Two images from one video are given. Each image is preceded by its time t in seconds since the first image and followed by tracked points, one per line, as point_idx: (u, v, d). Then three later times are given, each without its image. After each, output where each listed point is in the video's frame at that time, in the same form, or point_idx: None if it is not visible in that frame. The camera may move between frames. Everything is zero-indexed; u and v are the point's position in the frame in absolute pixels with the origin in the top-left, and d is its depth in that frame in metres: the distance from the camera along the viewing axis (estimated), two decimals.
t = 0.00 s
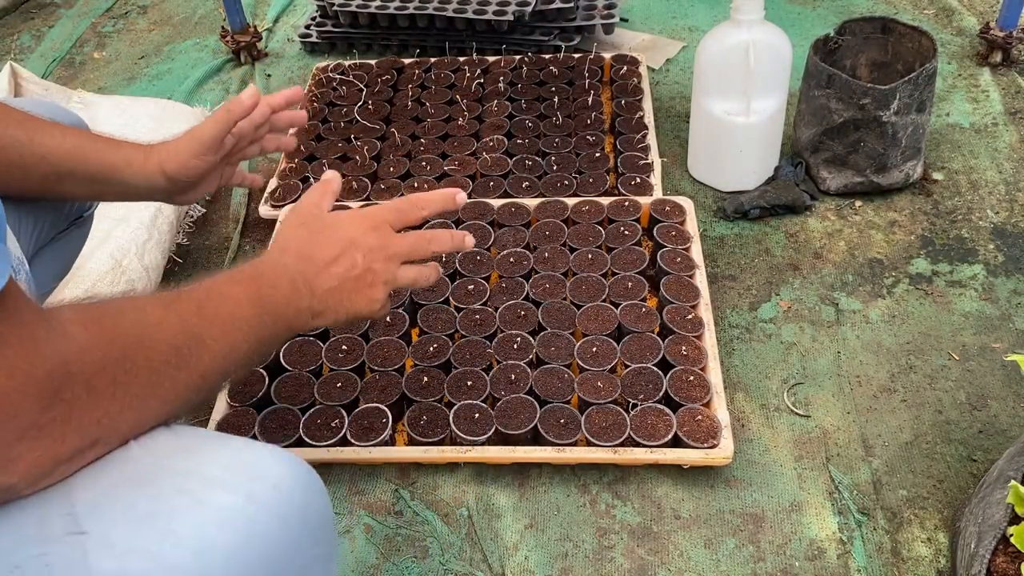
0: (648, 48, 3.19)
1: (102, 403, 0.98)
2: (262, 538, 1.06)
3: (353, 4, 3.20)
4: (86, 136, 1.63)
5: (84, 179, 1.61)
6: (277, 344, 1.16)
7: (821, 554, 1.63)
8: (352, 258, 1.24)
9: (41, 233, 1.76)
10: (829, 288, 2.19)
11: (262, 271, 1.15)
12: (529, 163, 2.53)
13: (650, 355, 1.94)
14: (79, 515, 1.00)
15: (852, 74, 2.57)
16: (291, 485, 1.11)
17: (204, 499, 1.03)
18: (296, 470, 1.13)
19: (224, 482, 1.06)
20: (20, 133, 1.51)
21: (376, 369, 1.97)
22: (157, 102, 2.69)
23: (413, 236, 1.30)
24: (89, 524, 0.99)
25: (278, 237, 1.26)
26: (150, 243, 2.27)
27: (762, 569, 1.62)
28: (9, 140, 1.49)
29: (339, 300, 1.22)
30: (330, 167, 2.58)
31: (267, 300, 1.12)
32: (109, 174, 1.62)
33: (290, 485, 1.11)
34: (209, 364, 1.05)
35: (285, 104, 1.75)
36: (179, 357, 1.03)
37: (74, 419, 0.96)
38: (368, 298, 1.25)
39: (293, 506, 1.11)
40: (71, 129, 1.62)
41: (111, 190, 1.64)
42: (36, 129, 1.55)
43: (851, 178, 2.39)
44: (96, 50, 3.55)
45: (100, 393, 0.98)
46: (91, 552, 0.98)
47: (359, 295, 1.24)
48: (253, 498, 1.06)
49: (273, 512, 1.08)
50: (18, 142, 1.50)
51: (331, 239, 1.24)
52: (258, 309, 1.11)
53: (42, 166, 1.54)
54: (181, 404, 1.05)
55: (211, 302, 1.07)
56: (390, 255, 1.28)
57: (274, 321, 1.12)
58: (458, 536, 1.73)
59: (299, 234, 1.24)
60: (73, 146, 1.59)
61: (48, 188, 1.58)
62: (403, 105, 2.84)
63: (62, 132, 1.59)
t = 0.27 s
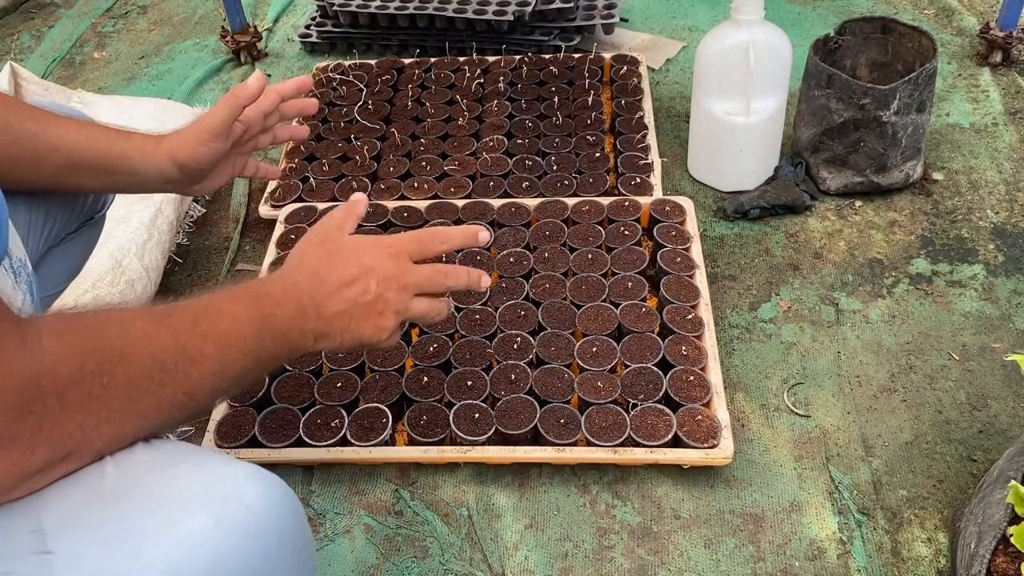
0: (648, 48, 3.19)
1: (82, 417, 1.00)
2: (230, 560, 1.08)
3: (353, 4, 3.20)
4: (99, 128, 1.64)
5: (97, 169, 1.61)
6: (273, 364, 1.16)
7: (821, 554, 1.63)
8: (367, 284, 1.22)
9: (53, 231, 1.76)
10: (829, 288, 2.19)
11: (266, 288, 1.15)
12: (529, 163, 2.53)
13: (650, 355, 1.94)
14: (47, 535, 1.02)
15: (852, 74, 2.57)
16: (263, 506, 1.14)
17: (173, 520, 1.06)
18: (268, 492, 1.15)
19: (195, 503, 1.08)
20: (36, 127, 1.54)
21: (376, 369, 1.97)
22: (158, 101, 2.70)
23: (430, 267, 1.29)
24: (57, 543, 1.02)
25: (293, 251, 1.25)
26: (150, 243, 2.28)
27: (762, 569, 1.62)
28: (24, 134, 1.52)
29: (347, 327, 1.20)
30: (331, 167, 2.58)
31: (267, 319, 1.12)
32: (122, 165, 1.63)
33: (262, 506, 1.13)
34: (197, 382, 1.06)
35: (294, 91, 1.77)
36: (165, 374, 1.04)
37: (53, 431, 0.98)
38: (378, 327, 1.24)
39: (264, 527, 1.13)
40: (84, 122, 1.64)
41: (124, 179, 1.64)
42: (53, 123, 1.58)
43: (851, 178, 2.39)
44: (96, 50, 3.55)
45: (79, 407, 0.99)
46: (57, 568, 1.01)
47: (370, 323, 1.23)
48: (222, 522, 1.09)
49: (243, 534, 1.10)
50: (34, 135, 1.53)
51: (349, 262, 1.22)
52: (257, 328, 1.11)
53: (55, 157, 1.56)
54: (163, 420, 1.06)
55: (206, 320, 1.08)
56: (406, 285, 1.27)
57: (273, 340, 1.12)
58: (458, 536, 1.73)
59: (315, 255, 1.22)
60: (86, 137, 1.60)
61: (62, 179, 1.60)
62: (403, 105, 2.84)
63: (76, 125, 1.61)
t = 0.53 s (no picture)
0: (648, 48, 3.19)
1: (66, 418, 0.99)
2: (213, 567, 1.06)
3: (353, 4, 3.20)
4: (106, 134, 1.64)
5: (101, 174, 1.60)
6: (255, 365, 1.15)
7: (820, 554, 1.63)
8: (340, 285, 1.23)
9: (59, 233, 1.76)
10: (829, 288, 2.19)
11: (242, 289, 1.16)
12: (529, 163, 2.53)
13: (650, 355, 1.94)
14: (27, 543, 0.99)
15: (852, 74, 2.57)
16: (247, 512, 1.13)
17: (156, 526, 1.04)
18: (252, 500, 1.14)
19: (178, 510, 1.07)
20: (43, 131, 1.54)
21: (377, 369, 1.97)
22: (158, 101, 2.69)
23: (397, 271, 1.31)
24: (37, 552, 0.99)
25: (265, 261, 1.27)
26: (150, 243, 2.28)
27: (762, 569, 1.62)
28: (30, 136, 1.52)
29: (323, 326, 1.20)
30: (331, 167, 2.58)
31: (246, 317, 1.12)
32: (126, 172, 1.62)
33: (246, 512, 1.12)
34: (178, 382, 1.05)
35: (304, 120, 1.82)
36: (146, 374, 1.03)
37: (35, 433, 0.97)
38: (353, 327, 1.24)
39: (248, 533, 1.12)
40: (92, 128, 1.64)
41: (128, 186, 1.63)
42: (62, 128, 1.58)
43: (850, 178, 2.39)
44: (96, 50, 3.55)
45: (62, 408, 0.99)
46: None
47: (346, 322, 1.23)
48: (205, 528, 1.07)
49: (227, 540, 1.09)
50: (40, 138, 1.53)
51: (322, 264, 1.24)
52: (236, 328, 1.11)
53: (60, 162, 1.56)
54: (147, 423, 1.05)
55: (183, 321, 1.08)
56: (377, 286, 1.27)
57: (252, 339, 1.12)
58: (458, 536, 1.72)
59: (287, 259, 1.24)
60: (92, 143, 1.60)
61: (65, 183, 1.59)
62: (403, 105, 2.84)
63: (83, 130, 1.61)
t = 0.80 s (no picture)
0: (648, 48, 3.19)
1: (61, 419, 0.98)
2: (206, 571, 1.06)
3: (353, 4, 3.20)
4: (105, 139, 1.64)
5: (98, 180, 1.60)
6: (247, 371, 1.17)
7: (821, 554, 1.63)
8: (330, 300, 1.30)
9: (56, 235, 1.76)
10: (829, 288, 2.19)
11: (231, 297, 1.19)
12: (529, 163, 2.53)
13: (649, 355, 1.94)
14: (18, 544, 0.99)
15: (852, 74, 2.57)
16: (240, 515, 1.13)
17: (149, 528, 1.04)
18: (245, 504, 1.15)
19: (172, 511, 1.07)
20: (41, 134, 1.54)
21: (377, 369, 1.97)
22: (158, 101, 2.70)
23: (375, 297, 1.41)
24: (30, 553, 0.98)
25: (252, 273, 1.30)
26: (150, 243, 2.28)
27: (762, 569, 1.62)
28: (27, 140, 1.52)
29: (311, 337, 1.26)
30: (331, 167, 2.58)
31: (238, 323, 1.15)
32: (123, 177, 1.62)
33: (238, 516, 1.13)
34: (174, 384, 1.06)
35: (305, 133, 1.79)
36: (141, 376, 1.03)
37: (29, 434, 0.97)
38: (338, 342, 1.31)
39: (240, 537, 1.12)
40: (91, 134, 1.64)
41: (124, 192, 1.63)
42: (61, 133, 1.58)
43: (851, 178, 2.39)
44: (96, 50, 3.55)
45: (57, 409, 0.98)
46: None
47: (332, 336, 1.30)
48: (198, 530, 1.08)
49: (219, 542, 1.09)
50: (38, 142, 1.53)
51: (313, 279, 1.30)
52: (229, 331, 1.13)
53: (56, 166, 1.56)
54: (142, 425, 1.05)
55: (176, 325, 1.10)
56: (360, 308, 1.36)
57: (246, 343, 1.15)
58: (458, 536, 1.73)
59: (277, 273, 1.29)
60: (90, 148, 1.60)
61: (62, 187, 1.59)
62: (403, 105, 2.84)
63: (82, 135, 1.61)
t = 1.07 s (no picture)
0: (648, 48, 3.19)
1: (57, 421, 0.98)
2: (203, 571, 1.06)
3: (353, 4, 3.20)
4: (101, 140, 1.64)
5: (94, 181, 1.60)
6: (240, 369, 1.18)
7: (821, 554, 1.63)
8: (319, 299, 1.31)
9: (53, 236, 1.76)
10: (829, 288, 2.19)
11: (221, 296, 1.19)
12: (529, 163, 2.53)
13: (650, 355, 1.94)
14: (14, 545, 0.99)
15: (852, 74, 2.57)
16: (236, 515, 1.12)
17: (144, 528, 1.04)
18: (242, 503, 1.14)
19: (168, 512, 1.07)
20: (38, 135, 1.55)
21: (377, 369, 1.97)
22: (158, 100, 2.70)
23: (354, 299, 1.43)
24: (26, 555, 0.99)
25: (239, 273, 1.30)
26: (150, 244, 2.28)
27: (762, 569, 1.62)
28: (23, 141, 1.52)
29: (303, 333, 1.27)
30: (331, 167, 2.58)
31: (230, 321, 1.16)
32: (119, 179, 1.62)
33: (235, 515, 1.12)
34: (169, 383, 1.06)
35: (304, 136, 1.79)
36: (136, 375, 1.04)
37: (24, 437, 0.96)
38: (327, 340, 1.32)
39: (237, 537, 1.11)
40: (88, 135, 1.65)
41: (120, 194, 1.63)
42: (58, 134, 1.58)
43: (851, 178, 2.39)
44: (96, 50, 3.55)
45: (53, 410, 0.98)
46: None
47: (322, 335, 1.31)
48: (194, 530, 1.07)
49: (215, 543, 1.08)
50: (35, 143, 1.53)
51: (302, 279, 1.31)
52: (222, 330, 1.14)
53: (53, 168, 1.56)
54: (137, 425, 1.05)
55: (168, 325, 1.10)
56: (347, 309, 1.37)
57: (238, 340, 1.16)
58: (458, 536, 1.73)
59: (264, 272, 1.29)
60: (87, 150, 1.60)
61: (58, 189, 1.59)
62: (403, 105, 2.84)
63: (78, 137, 1.61)
